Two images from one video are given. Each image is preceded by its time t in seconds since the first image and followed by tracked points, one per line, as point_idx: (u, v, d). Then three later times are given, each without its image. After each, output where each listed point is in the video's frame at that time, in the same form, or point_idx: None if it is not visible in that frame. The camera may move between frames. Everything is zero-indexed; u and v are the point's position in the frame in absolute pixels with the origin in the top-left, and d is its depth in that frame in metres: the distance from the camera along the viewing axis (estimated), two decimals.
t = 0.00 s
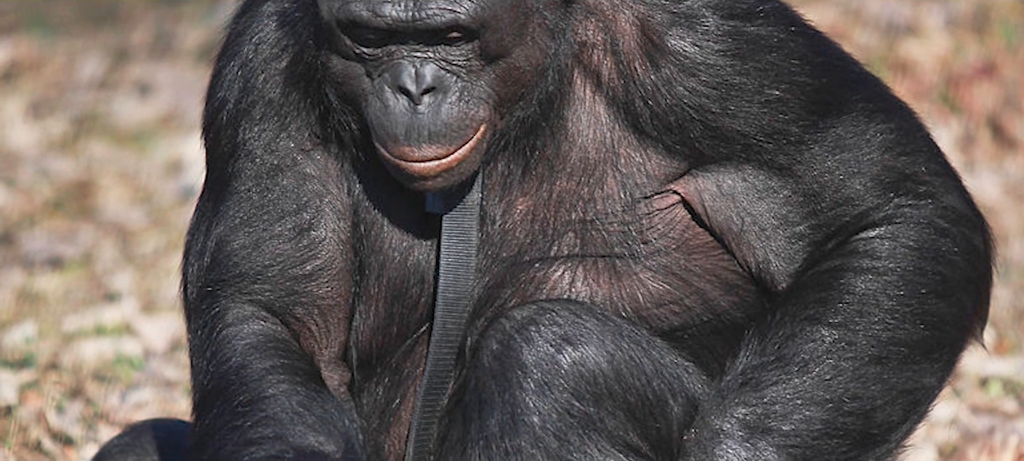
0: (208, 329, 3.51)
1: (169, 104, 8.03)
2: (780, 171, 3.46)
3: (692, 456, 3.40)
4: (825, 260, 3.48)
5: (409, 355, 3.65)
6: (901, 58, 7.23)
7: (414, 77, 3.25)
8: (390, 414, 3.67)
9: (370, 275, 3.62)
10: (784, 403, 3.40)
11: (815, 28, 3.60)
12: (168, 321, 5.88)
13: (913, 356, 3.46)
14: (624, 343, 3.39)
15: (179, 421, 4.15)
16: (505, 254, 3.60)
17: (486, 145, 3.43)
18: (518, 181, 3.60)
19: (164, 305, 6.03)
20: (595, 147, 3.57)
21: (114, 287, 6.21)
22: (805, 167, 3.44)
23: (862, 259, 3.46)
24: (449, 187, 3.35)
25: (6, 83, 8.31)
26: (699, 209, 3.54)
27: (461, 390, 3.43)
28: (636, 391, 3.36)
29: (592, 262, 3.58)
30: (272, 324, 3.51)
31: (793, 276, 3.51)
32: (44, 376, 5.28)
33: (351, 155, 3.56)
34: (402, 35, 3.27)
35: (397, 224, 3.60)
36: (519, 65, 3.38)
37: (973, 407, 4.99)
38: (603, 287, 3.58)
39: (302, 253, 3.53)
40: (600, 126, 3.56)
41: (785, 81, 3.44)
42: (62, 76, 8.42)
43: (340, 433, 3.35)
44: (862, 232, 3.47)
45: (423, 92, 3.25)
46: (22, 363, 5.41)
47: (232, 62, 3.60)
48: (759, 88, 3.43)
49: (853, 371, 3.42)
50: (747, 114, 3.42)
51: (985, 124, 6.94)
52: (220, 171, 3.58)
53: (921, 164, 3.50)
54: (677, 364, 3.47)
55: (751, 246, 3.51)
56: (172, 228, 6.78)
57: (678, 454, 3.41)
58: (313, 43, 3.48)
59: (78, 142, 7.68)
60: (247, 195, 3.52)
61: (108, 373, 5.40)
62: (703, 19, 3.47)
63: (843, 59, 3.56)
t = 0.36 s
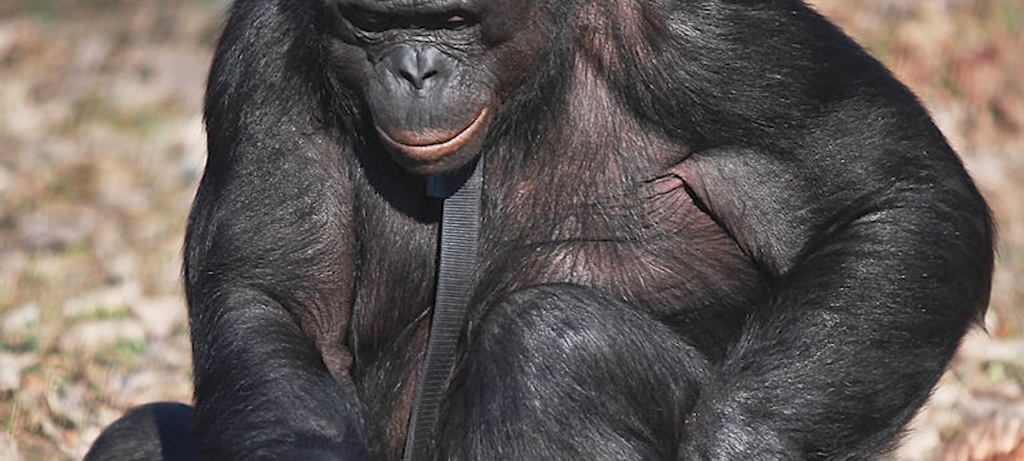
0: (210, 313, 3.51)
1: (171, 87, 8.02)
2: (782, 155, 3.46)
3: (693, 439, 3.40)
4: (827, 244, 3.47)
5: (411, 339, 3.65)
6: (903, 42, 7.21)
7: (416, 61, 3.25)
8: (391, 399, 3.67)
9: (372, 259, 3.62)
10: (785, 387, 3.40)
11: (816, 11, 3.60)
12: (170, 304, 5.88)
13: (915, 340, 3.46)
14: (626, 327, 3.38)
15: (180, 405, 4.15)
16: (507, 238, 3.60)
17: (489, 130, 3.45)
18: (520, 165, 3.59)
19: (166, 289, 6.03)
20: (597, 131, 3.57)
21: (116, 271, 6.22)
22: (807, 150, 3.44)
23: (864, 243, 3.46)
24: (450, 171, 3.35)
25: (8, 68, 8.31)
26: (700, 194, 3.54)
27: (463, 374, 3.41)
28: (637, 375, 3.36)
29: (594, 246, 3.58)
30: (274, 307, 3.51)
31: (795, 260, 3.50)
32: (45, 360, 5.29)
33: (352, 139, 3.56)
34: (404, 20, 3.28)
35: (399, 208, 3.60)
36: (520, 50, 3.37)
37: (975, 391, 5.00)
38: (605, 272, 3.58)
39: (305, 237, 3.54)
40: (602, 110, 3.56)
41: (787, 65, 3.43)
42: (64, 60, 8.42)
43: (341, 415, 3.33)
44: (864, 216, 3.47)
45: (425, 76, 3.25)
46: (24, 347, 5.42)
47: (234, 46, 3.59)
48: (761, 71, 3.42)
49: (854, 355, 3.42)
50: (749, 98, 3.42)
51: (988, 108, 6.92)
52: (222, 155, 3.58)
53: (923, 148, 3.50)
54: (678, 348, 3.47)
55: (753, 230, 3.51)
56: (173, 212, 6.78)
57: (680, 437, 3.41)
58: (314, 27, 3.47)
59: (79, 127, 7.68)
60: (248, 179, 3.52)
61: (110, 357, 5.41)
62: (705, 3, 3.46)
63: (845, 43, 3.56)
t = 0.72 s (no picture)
0: (212, 296, 3.51)
1: (173, 71, 8.02)
2: (783, 139, 3.45)
3: (694, 424, 3.40)
4: (829, 228, 3.47)
5: (413, 323, 3.65)
6: (905, 26, 7.19)
7: (417, 45, 3.25)
8: (392, 383, 3.67)
9: (373, 243, 3.62)
10: (787, 371, 3.40)
11: None
12: (173, 289, 5.89)
13: (917, 324, 3.45)
14: (628, 311, 3.38)
15: (182, 389, 4.15)
16: (509, 222, 3.59)
17: (491, 113, 3.45)
18: (521, 149, 3.59)
19: (168, 272, 6.03)
20: (599, 114, 3.56)
21: (118, 255, 6.23)
22: (808, 134, 3.44)
23: (865, 227, 3.45)
24: (452, 155, 3.34)
25: (9, 52, 8.30)
26: (702, 178, 3.53)
27: (465, 357, 3.41)
28: (639, 359, 3.36)
29: (596, 230, 3.58)
30: (275, 291, 3.51)
31: (797, 244, 3.51)
32: (47, 344, 5.30)
33: (353, 123, 3.56)
34: (405, 4, 3.29)
35: (400, 192, 3.60)
36: (522, 33, 3.37)
37: (976, 376, 5.02)
38: (607, 255, 3.58)
39: (306, 221, 3.54)
40: (604, 94, 3.55)
41: (789, 49, 3.43)
42: (65, 44, 8.41)
43: (343, 400, 3.34)
44: (865, 201, 3.46)
45: (426, 60, 3.25)
46: (26, 331, 5.43)
47: (236, 30, 3.58)
48: (762, 56, 3.41)
49: (856, 339, 3.41)
50: (750, 82, 3.42)
51: (989, 92, 6.95)
52: (223, 139, 3.57)
53: (924, 131, 3.49)
54: (680, 332, 3.47)
55: (755, 215, 3.51)
56: (175, 196, 6.78)
57: (681, 421, 3.42)
58: (316, 11, 3.47)
59: (82, 111, 7.68)
60: (250, 163, 3.52)
61: (111, 341, 5.42)
62: None
63: (846, 27, 3.55)
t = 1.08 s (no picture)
0: (213, 280, 3.51)
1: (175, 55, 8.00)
2: (785, 123, 3.45)
3: (694, 407, 3.40)
4: (829, 212, 3.47)
5: (414, 306, 3.66)
6: (906, 9, 7.17)
7: (419, 29, 3.23)
8: (393, 367, 3.67)
9: (375, 227, 3.62)
10: (788, 355, 3.39)
11: None
12: (174, 273, 5.89)
13: (918, 308, 3.46)
14: (629, 294, 3.38)
15: (183, 373, 4.14)
16: (510, 206, 3.59)
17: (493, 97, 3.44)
18: (522, 132, 3.59)
19: (169, 257, 6.03)
20: (600, 98, 3.56)
21: (119, 239, 6.23)
22: (809, 118, 3.43)
23: (867, 211, 3.45)
24: (453, 138, 3.34)
25: (10, 35, 8.29)
26: (703, 161, 3.53)
27: (465, 342, 3.42)
28: (640, 343, 3.36)
29: (597, 214, 3.58)
30: (276, 275, 3.51)
31: (798, 228, 3.50)
32: (48, 328, 5.30)
33: (355, 107, 3.55)
34: None
35: (401, 176, 3.60)
36: (523, 17, 3.36)
37: (977, 360, 5.04)
38: (607, 239, 3.58)
39: (307, 205, 3.54)
40: (605, 78, 3.55)
41: (790, 33, 3.43)
42: (66, 28, 8.39)
43: (344, 384, 3.34)
44: (866, 185, 3.46)
45: (427, 44, 3.24)
46: (27, 315, 5.44)
47: (237, 14, 3.57)
48: (764, 39, 3.42)
49: (858, 323, 3.41)
50: (752, 66, 3.41)
51: (990, 76, 6.97)
52: (224, 123, 3.57)
53: (925, 115, 3.50)
54: (681, 316, 3.47)
55: (756, 199, 3.50)
56: (176, 180, 6.78)
57: (683, 405, 3.41)
58: None
59: (83, 95, 7.67)
60: (251, 147, 3.51)
61: (112, 325, 5.43)
62: None
63: (847, 11, 3.56)
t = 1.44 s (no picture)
0: (215, 264, 3.51)
1: (177, 39, 7.99)
2: (786, 107, 3.45)
3: (696, 391, 3.40)
4: (831, 196, 3.47)
5: (415, 290, 3.65)
6: None
7: (420, 13, 3.23)
8: (395, 350, 3.67)
9: (376, 211, 3.63)
10: (790, 339, 3.39)
11: None
12: (175, 256, 5.89)
13: (919, 292, 3.45)
14: (630, 278, 3.38)
15: (185, 357, 4.14)
16: (511, 190, 3.59)
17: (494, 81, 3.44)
18: (524, 117, 3.59)
19: (171, 240, 6.03)
20: (601, 82, 3.55)
21: (121, 223, 6.23)
22: (811, 102, 3.43)
23: (868, 195, 3.45)
24: (455, 123, 3.34)
25: (11, 19, 8.28)
26: (705, 145, 3.53)
27: (466, 325, 3.41)
28: (642, 327, 3.36)
29: (598, 198, 3.57)
30: (278, 259, 3.50)
31: (799, 212, 3.50)
32: (50, 312, 5.31)
33: (356, 91, 3.55)
34: None
35: (403, 160, 3.60)
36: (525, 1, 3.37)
37: (979, 344, 5.05)
38: (609, 223, 3.58)
39: (309, 189, 3.53)
40: (606, 62, 3.55)
41: (792, 17, 3.42)
42: (67, 12, 8.38)
43: (346, 368, 3.34)
44: (868, 169, 3.46)
45: (429, 28, 3.23)
46: (28, 299, 5.44)
47: None
48: (765, 23, 3.41)
49: (859, 307, 3.41)
50: (753, 50, 3.40)
51: (991, 60, 6.99)
52: (226, 107, 3.57)
53: (927, 99, 3.50)
54: (683, 299, 3.47)
55: (757, 182, 3.51)
56: (178, 163, 6.78)
57: (685, 389, 3.40)
58: None
59: (85, 79, 7.67)
60: (253, 131, 3.51)
61: (114, 309, 5.43)
62: None
63: None
